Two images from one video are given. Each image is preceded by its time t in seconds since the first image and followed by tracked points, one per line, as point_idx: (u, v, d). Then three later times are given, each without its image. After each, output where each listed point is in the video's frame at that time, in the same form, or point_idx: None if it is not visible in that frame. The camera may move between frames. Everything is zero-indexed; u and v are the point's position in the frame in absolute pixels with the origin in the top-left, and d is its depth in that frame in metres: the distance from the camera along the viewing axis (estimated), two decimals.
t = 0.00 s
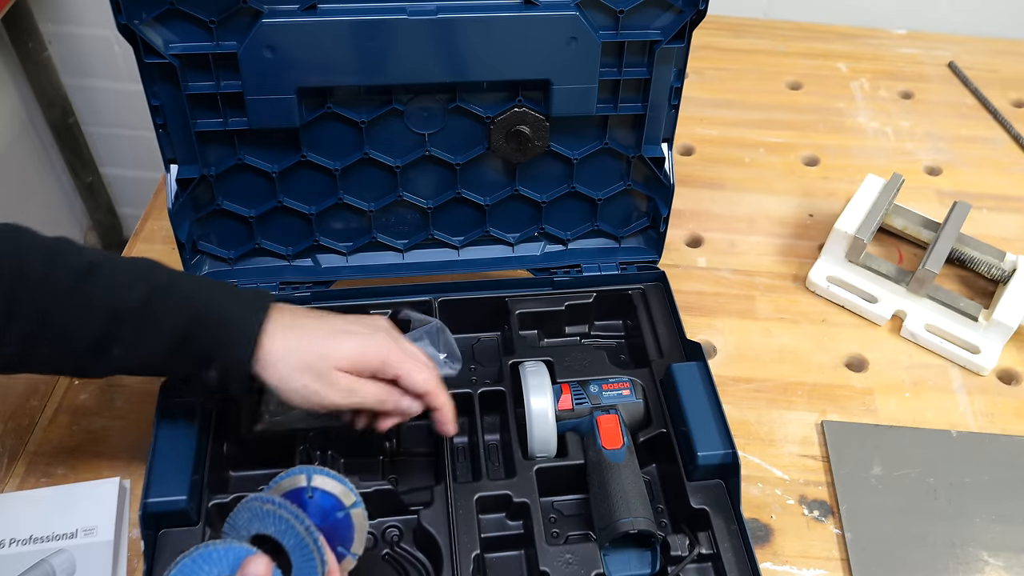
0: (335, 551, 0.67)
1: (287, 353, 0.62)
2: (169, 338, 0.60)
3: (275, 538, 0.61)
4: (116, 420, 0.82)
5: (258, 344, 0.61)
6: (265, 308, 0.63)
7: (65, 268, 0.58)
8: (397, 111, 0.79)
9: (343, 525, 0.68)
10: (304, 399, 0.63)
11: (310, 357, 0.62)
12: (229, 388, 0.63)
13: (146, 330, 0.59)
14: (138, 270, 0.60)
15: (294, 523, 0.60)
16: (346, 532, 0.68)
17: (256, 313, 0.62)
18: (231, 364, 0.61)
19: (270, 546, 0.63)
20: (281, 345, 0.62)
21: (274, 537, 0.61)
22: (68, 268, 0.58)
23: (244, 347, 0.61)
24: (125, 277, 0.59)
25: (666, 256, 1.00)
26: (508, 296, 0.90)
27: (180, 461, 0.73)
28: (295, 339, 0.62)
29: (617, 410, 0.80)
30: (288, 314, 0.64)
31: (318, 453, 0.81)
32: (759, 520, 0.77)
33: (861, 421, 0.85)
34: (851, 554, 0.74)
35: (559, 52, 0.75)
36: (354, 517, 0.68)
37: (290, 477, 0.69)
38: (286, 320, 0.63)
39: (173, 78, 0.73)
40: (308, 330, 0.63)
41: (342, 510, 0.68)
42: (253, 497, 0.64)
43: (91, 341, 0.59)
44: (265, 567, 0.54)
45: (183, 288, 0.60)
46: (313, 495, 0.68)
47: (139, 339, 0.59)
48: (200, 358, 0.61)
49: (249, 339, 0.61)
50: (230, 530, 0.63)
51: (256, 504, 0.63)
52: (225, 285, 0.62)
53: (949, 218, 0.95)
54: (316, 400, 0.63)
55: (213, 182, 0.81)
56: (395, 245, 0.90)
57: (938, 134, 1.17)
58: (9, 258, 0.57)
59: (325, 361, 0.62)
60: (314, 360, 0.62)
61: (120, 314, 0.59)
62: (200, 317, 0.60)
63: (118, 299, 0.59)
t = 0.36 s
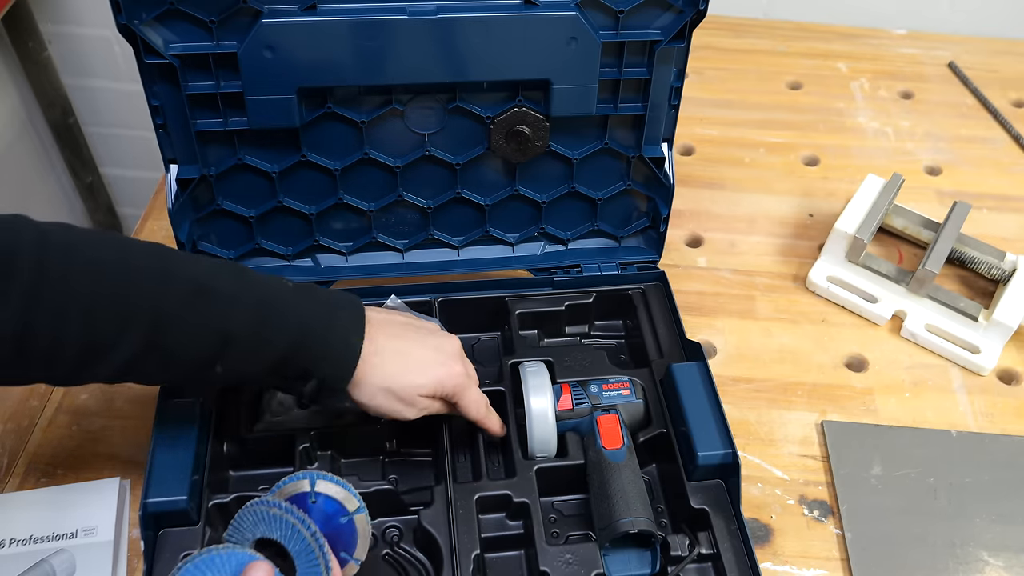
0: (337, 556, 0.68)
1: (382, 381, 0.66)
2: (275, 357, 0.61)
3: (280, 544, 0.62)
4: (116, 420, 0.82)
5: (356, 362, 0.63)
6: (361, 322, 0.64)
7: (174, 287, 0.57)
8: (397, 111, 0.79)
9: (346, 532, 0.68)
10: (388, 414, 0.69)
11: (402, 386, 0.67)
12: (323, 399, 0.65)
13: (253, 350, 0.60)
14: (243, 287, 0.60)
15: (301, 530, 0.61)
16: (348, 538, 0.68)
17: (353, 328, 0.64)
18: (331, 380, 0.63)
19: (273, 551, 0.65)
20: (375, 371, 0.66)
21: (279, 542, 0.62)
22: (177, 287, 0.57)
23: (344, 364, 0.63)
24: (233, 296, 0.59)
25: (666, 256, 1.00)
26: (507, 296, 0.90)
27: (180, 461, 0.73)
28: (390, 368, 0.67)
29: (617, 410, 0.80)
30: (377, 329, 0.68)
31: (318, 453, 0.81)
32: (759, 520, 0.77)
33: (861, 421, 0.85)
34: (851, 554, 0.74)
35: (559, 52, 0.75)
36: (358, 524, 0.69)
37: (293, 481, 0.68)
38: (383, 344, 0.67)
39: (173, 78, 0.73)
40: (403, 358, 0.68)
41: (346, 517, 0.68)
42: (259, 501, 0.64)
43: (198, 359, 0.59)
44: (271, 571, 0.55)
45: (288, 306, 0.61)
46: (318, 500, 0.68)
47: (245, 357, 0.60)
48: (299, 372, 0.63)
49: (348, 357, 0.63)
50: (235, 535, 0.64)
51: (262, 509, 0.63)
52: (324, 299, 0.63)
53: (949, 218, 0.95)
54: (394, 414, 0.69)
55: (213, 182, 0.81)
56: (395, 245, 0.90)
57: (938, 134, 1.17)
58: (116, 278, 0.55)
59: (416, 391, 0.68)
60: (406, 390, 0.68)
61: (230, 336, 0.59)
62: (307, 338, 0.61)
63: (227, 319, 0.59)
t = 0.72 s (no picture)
0: (337, 556, 0.68)
1: (328, 376, 0.66)
2: (223, 352, 0.61)
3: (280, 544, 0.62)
4: (116, 420, 0.82)
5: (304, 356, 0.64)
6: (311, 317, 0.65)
7: (120, 283, 0.58)
8: (397, 111, 0.79)
9: (346, 532, 0.68)
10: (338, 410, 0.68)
11: (349, 381, 0.67)
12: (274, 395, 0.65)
13: (199, 346, 0.60)
14: (189, 283, 0.61)
15: (302, 530, 0.61)
16: (349, 538, 0.68)
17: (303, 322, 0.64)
18: (279, 375, 0.63)
19: (273, 551, 0.65)
20: (322, 367, 0.66)
21: (280, 542, 0.62)
22: (122, 283, 0.58)
23: (293, 359, 0.63)
24: (179, 291, 0.60)
25: (666, 256, 1.00)
26: (508, 296, 0.90)
27: (179, 461, 0.73)
28: (337, 362, 0.66)
29: (617, 410, 0.80)
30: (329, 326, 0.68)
31: (318, 453, 0.81)
32: (759, 520, 0.77)
33: (861, 421, 0.85)
34: (851, 554, 0.74)
35: (559, 52, 0.75)
36: (360, 524, 0.69)
37: (293, 482, 0.68)
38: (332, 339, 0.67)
39: (173, 78, 0.73)
40: (351, 353, 0.67)
41: (347, 517, 0.68)
42: (259, 501, 0.64)
43: (145, 356, 0.60)
44: (271, 572, 0.55)
45: (235, 301, 0.62)
46: (317, 500, 0.68)
47: (192, 352, 0.60)
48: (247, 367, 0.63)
49: (296, 351, 0.63)
50: (235, 535, 0.64)
51: (263, 509, 0.63)
52: (272, 296, 0.64)
53: (949, 218, 0.95)
54: (346, 411, 0.69)
55: (213, 182, 0.81)
56: (395, 245, 0.90)
57: (938, 134, 1.17)
58: (61, 274, 0.56)
59: (364, 386, 0.68)
60: (354, 385, 0.67)
61: (175, 331, 0.59)
62: (253, 333, 0.62)
63: (172, 314, 0.59)
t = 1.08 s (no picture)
0: (338, 555, 0.68)
1: (351, 363, 0.66)
2: (249, 340, 0.61)
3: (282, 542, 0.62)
4: (116, 420, 0.82)
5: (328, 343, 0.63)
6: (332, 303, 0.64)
7: (145, 275, 0.58)
8: (397, 111, 0.79)
9: (347, 530, 0.68)
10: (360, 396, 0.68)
11: (376, 369, 0.67)
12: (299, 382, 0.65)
13: (224, 335, 0.60)
14: (212, 274, 0.61)
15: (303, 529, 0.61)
16: (350, 536, 0.68)
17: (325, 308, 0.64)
18: (305, 362, 0.63)
19: (274, 549, 0.65)
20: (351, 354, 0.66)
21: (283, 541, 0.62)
22: (147, 276, 0.58)
23: (317, 346, 0.63)
24: (202, 282, 0.60)
25: (666, 256, 1.00)
26: (507, 296, 0.90)
27: (179, 461, 0.73)
28: (365, 349, 0.67)
29: (617, 410, 0.80)
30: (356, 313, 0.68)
31: (318, 453, 0.81)
32: (759, 520, 0.77)
33: (861, 421, 0.85)
34: (851, 554, 0.74)
35: (559, 51, 0.75)
36: (360, 522, 0.69)
37: (294, 480, 0.68)
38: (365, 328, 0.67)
39: (173, 78, 0.73)
40: (374, 340, 0.67)
41: (348, 515, 0.68)
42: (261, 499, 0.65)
43: (171, 348, 0.60)
44: (272, 570, 0.55)
45: (257, 290, 0.62)
46: (318, 499, 0.68)
47: (217, 341, 0.60)
48: (273, 356, 0.63)
49: (319, 340, 0.63)
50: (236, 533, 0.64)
51: (264, 507, 0.63)
52: (294, 284, 0.64)
53: (949, 218, 0.95)
54: (366, 395, 0.69)
55: (213, 182, 0.81)
56: (395, 245, 0.90)
57: (938, 134, 1.17)
58: (85, 268, 0.56)
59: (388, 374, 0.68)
60: (379, 374, 0.67)
61: (201, 322, 0.59)
62: (277, 321, 0.61)
63: (197, 305, 0.59)
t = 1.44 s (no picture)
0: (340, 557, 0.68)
1: (313, 347, 0.67)
2: (206, 341, 0.60)
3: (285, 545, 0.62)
4: (116, 420, 0.82)
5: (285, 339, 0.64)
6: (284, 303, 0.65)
7: (89, 282, 0.56)
8: (397, 111, 0.79)
9: (350, 532, 0.68)
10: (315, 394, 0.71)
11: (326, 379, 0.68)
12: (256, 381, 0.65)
13: (181, 336, 0.59)
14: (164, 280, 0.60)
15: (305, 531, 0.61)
16: (352, 539, 0.69)
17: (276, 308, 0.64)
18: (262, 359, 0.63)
19: (276, 552, 0.65)
20: (293, 368, 0.66)
21: (286, 543, 0.62)
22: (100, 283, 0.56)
23: (273, 344, 0.63)
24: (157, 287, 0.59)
25: (666, 256, 1.00)
26: (507, 296, 0.90)
27: (179, 461, 0.73)
28: (311, 359, 0.67)
29: (617, 410, 0.80)
30: (302, 317, 0.67)
31: (318, 453, 0.81)
32: (759, 520, 0.77)
33: (861, 421, 0.85)
34: (851, 554, 0.74)
35: (559, 51, 0.75)
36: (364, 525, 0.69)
37: (296, 481, 0.68)
38: (309, 336, 0.66)
39: (173, 78, 0.73)
40: (332, 323, 0.69)
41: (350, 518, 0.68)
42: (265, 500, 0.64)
43: (126, 352, 0.58)
44: (275, 572, 0.55)
45: (212, 292, 0.61)
46: (321, 502, 0.68)
47: (174, 340, 0.59)
48: (229, 355, 0.62)
49: (279, 336, 0.63)
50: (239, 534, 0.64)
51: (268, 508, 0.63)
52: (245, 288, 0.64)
53: (949, 218, 0.95)
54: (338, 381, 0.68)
55: (213, 181, 0.81)
56: (395, 245, 0.90)
57: (938, 134, 1.17)
58: (40, 276, 0.54)
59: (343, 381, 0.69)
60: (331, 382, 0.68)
61: (159, 325, 0.58)
62: (236, 320, 0.61)
63: (151, 307, 0.58)
